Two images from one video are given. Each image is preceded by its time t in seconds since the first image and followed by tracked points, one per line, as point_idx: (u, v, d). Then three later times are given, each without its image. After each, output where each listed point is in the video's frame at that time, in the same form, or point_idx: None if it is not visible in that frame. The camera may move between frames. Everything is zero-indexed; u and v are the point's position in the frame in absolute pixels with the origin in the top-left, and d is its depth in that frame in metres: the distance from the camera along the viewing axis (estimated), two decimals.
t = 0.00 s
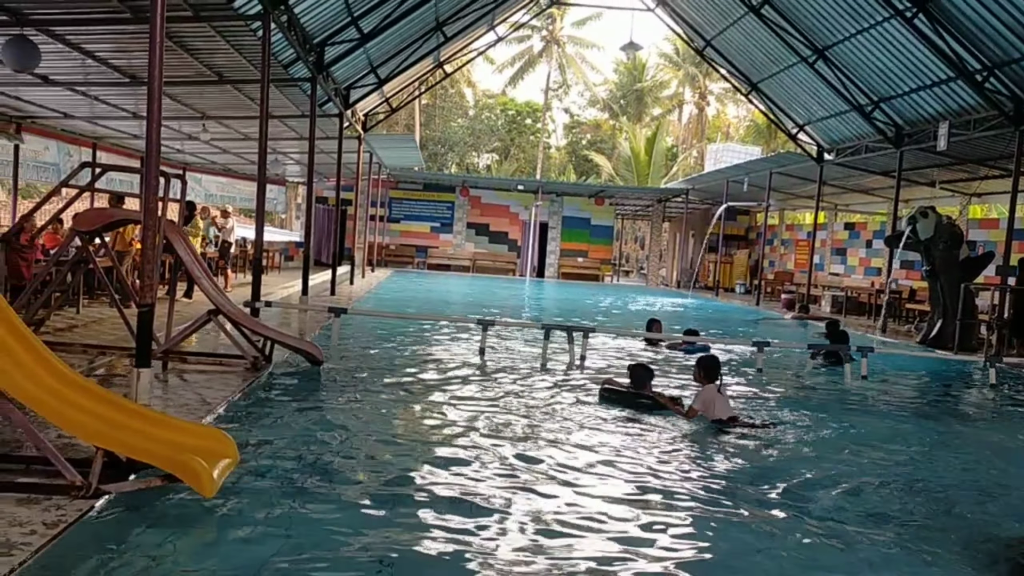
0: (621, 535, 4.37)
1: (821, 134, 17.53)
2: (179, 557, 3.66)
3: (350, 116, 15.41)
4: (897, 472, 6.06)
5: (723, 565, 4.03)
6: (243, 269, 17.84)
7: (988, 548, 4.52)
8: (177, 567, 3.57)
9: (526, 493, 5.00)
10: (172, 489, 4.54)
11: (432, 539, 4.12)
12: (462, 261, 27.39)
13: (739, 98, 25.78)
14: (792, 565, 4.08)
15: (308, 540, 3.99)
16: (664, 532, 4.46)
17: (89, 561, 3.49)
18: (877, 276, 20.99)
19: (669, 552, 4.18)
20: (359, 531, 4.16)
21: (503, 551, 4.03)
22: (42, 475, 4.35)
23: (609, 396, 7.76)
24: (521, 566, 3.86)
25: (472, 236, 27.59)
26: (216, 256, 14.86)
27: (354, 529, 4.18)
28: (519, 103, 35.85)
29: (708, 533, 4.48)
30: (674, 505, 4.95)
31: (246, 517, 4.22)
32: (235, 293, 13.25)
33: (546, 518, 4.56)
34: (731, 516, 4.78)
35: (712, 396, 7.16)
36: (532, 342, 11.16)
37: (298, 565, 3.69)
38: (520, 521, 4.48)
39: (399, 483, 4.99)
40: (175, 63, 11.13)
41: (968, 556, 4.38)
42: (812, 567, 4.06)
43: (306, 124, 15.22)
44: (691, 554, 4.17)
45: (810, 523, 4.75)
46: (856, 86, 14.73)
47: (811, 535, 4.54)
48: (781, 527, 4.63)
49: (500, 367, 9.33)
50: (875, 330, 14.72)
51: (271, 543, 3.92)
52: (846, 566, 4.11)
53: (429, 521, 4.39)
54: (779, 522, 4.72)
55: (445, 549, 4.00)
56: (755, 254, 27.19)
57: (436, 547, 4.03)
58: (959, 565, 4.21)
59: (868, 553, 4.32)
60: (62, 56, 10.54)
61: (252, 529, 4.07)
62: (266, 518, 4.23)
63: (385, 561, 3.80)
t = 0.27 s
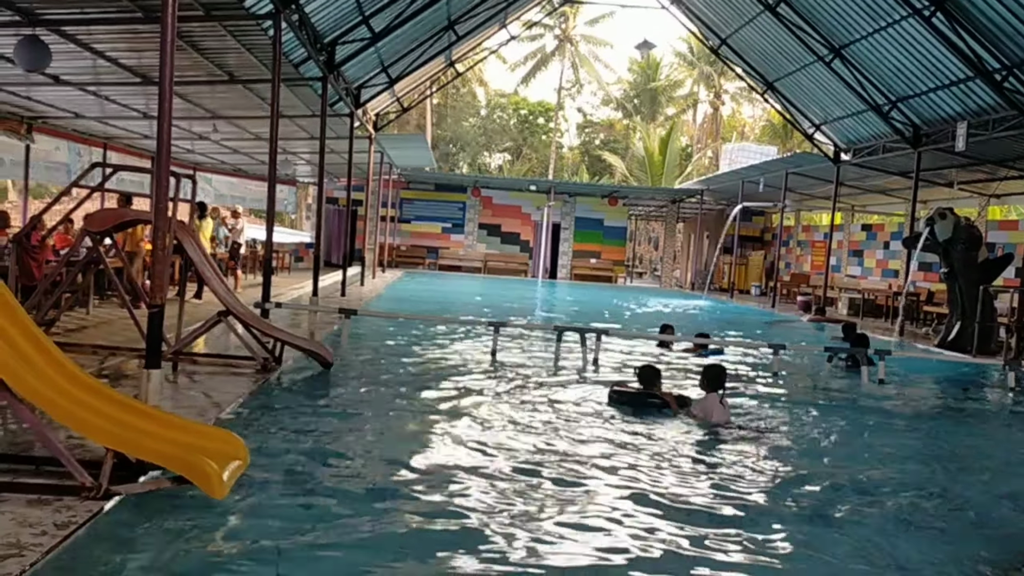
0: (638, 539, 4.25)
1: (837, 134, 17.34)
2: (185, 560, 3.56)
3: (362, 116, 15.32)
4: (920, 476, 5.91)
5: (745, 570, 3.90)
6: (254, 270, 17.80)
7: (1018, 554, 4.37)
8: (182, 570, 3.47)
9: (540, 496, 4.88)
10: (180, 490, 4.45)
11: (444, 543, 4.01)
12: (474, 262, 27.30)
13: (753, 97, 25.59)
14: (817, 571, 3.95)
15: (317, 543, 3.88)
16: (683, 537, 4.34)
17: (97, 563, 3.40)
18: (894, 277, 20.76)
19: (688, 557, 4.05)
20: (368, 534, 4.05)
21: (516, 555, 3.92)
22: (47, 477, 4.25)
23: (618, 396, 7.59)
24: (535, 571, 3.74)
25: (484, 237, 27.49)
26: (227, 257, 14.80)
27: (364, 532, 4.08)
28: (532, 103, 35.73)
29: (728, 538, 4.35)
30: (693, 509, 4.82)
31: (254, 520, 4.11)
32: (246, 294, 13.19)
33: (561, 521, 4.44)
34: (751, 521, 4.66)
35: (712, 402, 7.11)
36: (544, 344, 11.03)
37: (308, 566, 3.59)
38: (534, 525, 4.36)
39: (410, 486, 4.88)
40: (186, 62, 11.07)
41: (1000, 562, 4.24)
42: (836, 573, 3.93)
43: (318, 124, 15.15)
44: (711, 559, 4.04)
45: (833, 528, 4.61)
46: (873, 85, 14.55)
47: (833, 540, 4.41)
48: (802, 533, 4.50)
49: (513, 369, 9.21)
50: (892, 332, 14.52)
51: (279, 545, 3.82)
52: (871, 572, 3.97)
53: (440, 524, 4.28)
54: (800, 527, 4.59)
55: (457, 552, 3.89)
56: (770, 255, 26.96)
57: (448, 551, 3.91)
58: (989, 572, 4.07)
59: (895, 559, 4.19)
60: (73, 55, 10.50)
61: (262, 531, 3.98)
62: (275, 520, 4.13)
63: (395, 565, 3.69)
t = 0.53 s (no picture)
0: (643, 538, 4.36)
1: (847, 137, 17.38)
2: (204, 554, 3.69)
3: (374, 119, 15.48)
4: (924, 478, 5.99)
5: (746, 568, 4.01)
6: (267, 271, 17.98)
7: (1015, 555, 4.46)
8: (201, 564, 3.60)
9: (548, 495, 4.99)
10: (198, 488, 4.58)
11: (453, 540, 4.13)
12: (485, 264, 27.43)
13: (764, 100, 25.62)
14: (817, 570, 4.03)
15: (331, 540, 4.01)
16: (687, 535, 4.44)
17: (121, 557, 3.53)
18: (904, 280, 20.77)
19: (692, 555, 4.15)
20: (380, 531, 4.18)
21: (523, 552, 4.03)
22: (70, 474, 4.39)
23: (624, 394, 7.85)
24: (542, 568, 3.86)
25: (495, 239, 27.61)
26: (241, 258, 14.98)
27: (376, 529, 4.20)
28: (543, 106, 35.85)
29: (731, 536, 4.45)
30: (698, 508, 4.92)
31: (270, 517, 4.24)
32: (260, 295, 13.36)
33: (568, 520, 4.55)
34: (755, 521, 4.75)
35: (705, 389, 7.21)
36: (554, 345, 11.14)
37: (322, 562, 3.72)
38: (541, 524, 4.47)
39: (421, 485, 5.00)
40: (202, 67, 11.24)
41: (997, 563, 4.31)
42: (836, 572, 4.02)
43: (331, 127, 15.32)
44: (714, 557, 4.14)
45: (835, 528, 4.70)
46: (883, 88, 14.59)
47: (835, 540, 4.50)
48: (804, 532, 4.59)
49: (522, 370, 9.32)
50: (902, 334, 14.56)
51: (293, 541, 3.95)
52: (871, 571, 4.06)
53: (450, 522, 4.40)
54: (802, 527, 4.69)
55: (466, 550, 4.01)
56: (780, 258, 26.98)
57: (457, 548, 4.03)
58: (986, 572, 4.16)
59: (895, 559, 4.26)
60: (91, 60, 10.69)
61: (275, 529, 4.09)
62: (290, 517, 4.26)
63: (407, 561, 3.82)
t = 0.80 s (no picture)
0: (652, 540, 4.35)
1: (859, 137, 17.31)
2: (215, 554, 3.71)
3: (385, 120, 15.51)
4: (936, 480, 5.95)
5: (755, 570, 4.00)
6: (279, 271, 18.05)
7: None
8: (212, 564, 3.61)
9: (558, 496, 4.99)
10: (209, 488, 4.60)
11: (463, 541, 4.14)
12: (495, 265, 27.44)
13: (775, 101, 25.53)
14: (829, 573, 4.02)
15: (340, 541, 4.02)
16: (698, 538, 4.43)
17: (133, 557, 3.55)
18: (916, 281, 20.65)
19: (702, 557, 4.15)
20: (390, 532, 4.19)
21: (533, 553, 4.03)
22: (83, 474, 4.42)
23: (629, 392, 7.90)
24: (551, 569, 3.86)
25: (506, 240, 27.62)
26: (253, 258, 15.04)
27: (386, 530, 4.21)
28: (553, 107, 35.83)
29: (742, 538, 4.44)
30: (708, 511, 4.91)
31: (280, 517, 4.26)
32: (271, 296, 13.40)
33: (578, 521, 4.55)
34: (765, 523, 4.74)
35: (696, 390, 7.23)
36: (564, 346, 11.13)
37: (333, 563, 3.73)
38: (551, 525, 4.47)
39: (432, 486, 5.01)
40: (214, 68, 11.29)
41: (1010, 567, 4.28)
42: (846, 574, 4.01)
43: (343, 128, 15.35)
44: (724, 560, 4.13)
45: (846, 531, 4.68)
46: (895, 88, 14.52)
47: (845, 543, 4.48)
48: (815, 535, 4.58)
49: (533, 371, 9.32)
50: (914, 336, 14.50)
51: (304, 542, 3.96)
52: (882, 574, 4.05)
53: (460, 523, 4.40)
54: (813, 529, 4.67)
55: (476, 550, 4.02)
56: (791, 259, 26.89)
57: (466, 549, 4.03)
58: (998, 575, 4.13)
59: (906, 562, 4.24)
60: (104, 62, 10.75)
61: (287, 528, 4.11)
62: (301, 518, 4.27)
63: (416, 562, 3.82)
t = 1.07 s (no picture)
0: (661, 540, 4.35)
1: (870, 138, 17.25)
2: (224, 552, 3.73)
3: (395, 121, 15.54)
4: (947, 482, 5.92)
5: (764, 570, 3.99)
6: (289, 272, 18.11)
7: None
8: (221, 562, 3.63)
9: (566, 496, 5.00)
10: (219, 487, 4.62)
11: (470, 541, 4.15)
12: (504, 266, 27.46)
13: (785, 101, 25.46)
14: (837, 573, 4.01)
15: (349, 539, 4.04)
16: (705, 538, 4.43)
17: (144, 555, 3.58)
18: (928, 282, 20.55)
19: (709, 557, 4.15)
20: (398, 531, 4.20)
21: (540, 553, 4.04)
22: (95, 473, 4.45)
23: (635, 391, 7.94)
24: (558, 569, 3.87)
25: (516, 241, 27.63)
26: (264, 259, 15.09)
27: (394, 529, 4.22)
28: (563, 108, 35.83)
29: (749, 539, 4.44)
30: (717, 511, 4.91)
31: (290, 516, 4.27)
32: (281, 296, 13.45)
33: (586, 521, 4.56)
34: (774, 523, 4.74)
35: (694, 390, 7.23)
36: (574, 347, 11.14)
37: (340, 561, 3.75)
38: (559, 525, 4.48)
39: (441, 485, 5.02)
40: (225, 70, 11.34)
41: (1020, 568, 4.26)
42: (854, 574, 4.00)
43: (352, 129, 15.40)
44: (732, 559, 4.14)
45: (855, 531, 4.68)
46: (906, 88, 14.46)
47: (854, 543, 4.48)
48: (824, 535, 4.58)
49: (542, 372, 9.32)
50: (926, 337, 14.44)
51: (313, 540, 3.98)
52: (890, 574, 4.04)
53: (469, 523, 4.41)
54: (821, 530, 4.66)
55: (483, 550, 4.03)
56: (802, 259, 26.80)
57: (474, 548, 4.04)
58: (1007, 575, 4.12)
59: (913, 563, 4.24)
60: (116, 64, 10.82)
61: (296, 528, 4.12)
62: (310, 517, 4.29)
63: (424, 561, 3.84)
